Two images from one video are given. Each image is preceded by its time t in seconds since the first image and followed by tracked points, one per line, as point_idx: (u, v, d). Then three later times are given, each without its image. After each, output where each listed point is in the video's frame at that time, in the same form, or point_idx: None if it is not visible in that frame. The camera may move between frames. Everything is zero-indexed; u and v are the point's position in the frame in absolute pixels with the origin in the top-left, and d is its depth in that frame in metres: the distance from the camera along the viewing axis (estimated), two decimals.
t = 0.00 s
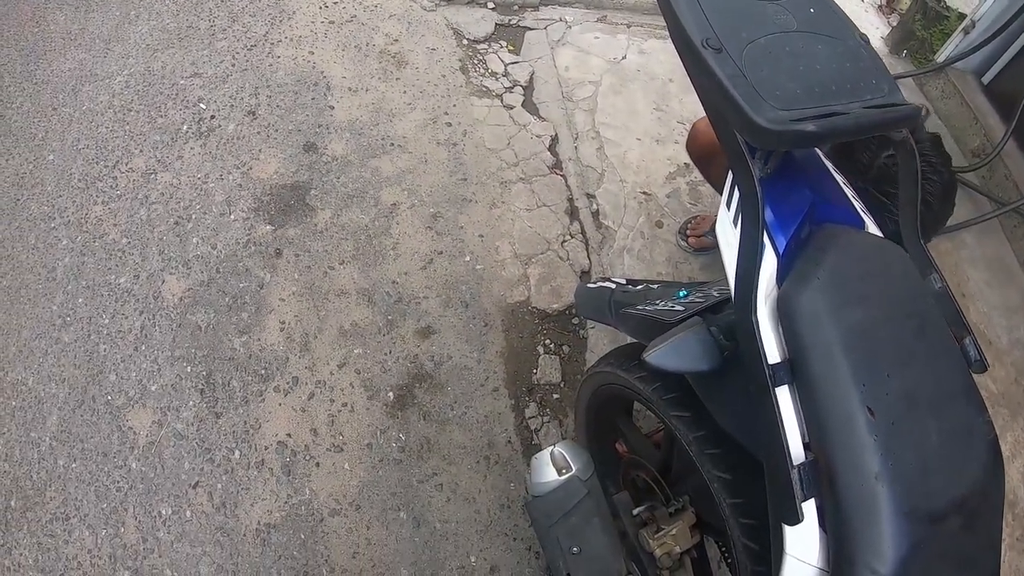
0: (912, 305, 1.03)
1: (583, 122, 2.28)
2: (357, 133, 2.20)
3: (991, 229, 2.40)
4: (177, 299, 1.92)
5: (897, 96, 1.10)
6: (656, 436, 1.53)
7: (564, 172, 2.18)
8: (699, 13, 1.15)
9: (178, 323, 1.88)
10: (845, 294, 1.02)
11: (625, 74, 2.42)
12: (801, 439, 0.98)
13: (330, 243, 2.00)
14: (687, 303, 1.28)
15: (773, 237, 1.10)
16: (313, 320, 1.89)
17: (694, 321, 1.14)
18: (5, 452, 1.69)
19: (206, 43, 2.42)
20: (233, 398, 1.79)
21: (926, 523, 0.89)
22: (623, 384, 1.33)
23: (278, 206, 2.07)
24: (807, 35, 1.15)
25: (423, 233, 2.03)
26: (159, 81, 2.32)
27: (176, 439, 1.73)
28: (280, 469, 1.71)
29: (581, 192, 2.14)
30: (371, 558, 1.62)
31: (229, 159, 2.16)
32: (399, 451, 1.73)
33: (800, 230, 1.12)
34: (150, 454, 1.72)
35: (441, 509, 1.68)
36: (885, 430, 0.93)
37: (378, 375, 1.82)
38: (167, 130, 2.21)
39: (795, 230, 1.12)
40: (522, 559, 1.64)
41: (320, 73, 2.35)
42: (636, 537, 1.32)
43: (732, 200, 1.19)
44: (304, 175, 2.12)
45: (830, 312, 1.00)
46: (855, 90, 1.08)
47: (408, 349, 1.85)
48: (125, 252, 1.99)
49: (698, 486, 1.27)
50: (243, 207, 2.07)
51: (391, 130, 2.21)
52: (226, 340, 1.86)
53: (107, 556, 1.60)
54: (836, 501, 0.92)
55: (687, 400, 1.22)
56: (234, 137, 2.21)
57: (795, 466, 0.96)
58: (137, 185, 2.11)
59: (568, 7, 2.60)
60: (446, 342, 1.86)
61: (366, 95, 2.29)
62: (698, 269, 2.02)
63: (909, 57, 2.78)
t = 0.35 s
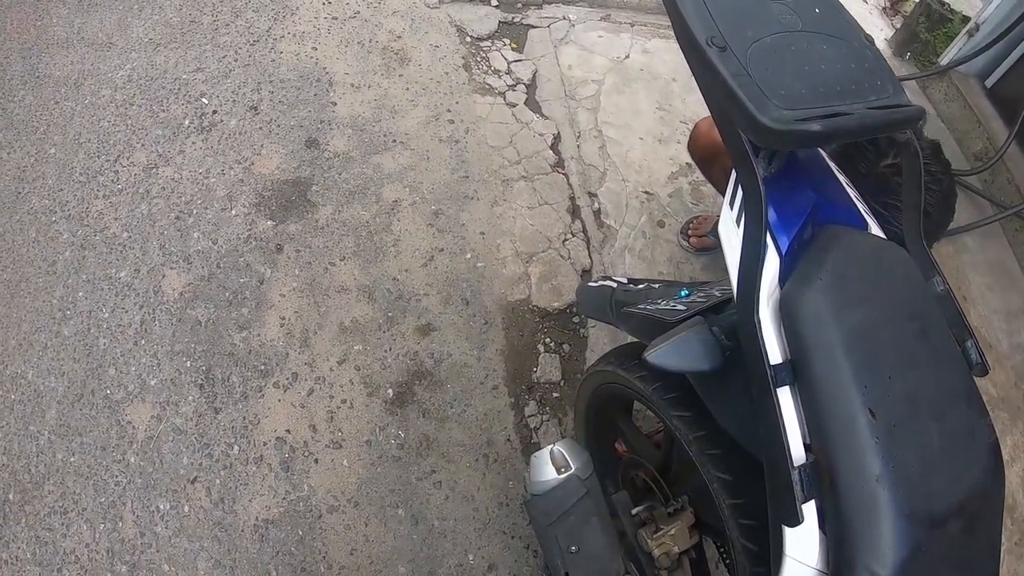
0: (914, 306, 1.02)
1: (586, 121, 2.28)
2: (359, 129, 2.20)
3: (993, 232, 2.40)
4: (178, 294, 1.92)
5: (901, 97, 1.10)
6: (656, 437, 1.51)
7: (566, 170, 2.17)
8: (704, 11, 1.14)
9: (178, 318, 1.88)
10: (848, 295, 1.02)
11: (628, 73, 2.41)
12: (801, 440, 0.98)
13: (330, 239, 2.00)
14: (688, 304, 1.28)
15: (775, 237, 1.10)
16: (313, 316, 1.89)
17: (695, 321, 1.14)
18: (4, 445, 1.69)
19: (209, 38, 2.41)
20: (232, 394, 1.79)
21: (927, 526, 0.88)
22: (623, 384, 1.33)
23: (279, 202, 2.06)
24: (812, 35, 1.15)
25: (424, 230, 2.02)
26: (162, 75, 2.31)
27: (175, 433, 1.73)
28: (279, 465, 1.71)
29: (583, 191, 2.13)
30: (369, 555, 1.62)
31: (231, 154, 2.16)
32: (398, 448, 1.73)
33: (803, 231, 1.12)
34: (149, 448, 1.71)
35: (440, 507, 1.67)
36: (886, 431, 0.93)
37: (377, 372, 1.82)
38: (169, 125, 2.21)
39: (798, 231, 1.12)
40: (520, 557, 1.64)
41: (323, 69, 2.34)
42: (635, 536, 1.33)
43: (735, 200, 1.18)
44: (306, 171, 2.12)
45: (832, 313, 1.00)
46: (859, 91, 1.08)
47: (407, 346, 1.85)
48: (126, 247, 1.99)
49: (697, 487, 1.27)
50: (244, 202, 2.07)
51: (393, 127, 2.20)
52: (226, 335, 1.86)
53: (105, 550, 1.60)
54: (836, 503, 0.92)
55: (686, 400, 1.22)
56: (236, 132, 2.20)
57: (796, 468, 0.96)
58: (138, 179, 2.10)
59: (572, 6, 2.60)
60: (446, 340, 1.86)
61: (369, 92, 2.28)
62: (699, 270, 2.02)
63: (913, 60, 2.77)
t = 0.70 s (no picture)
0: (914, 315, 1.02)
1: (587, 122, 2.27)
2: (359, 128, 2.19)
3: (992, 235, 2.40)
4: (177, 293, 1.91)
5: (904, 104, 1.09)
6: (656, 439, 1.53)
7: (567, 171, 2.17)
8: (707, 16, 1.14)
9: (177, 317, 1.88)
10: (849, 303, 1.02)
11: (630, 74, 2.41)
12: (801, 448, 0.98)
13: (330, 239, 1.99)
14: (689, 308, 1.27)
15: (777, 244, 1.10)
16: (312, 316, 1.88)
17: (697, 328, 1.13)
18: (2, 443, 1.68)
19: (209, 37, 2.41)
20: (231, 393, 1.78)
21: (927, 534, 0.88)
22: (623, 387, 1.33)
23: (279, 201, 2.06)
24: (815, 41, 1.14)
25: (423, 230, 2.01)
26: (162, 73, 2.31)
27: (174, 433, 1.73)
28: (277, 465, 1.70)
29: (584, 191, 2.13)
30: (367, 556, 1.62)
31: (231, 153, 2.15)
32: (397, 449, 1.73)
33: (805, 238, 1.11)
34: (147, 448, 1.71)
35: (438, 508, 1.67)
36: (887, 441, 0.92)
37: (376, 373, 1.81)
38: (169, 123, 2.21)
39: (800, 237, 1.11)
40: (519, 559, 1.64)
41: (323, 68, 2.34)
42: (633, 540, 1.33)
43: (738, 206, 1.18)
44: (305, 170, 2.11)
45: (834, 321, 1.00)
46: (862, 98, 1.07)
47: (406, 347, 1.84)
48: (125, 245, 1.98)
49: (696, 491, 1.27)
50: (244, 201, 2.06)
51: (394, 126, 2.19)
52: (225, 335, 1.86)
53: (104, 549, 1.60)
54: (837, 512, 0.92)
55: (687, 404, 1.22)
56: (236, 131, 2.20)
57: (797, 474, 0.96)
58: (138, 177, 2.10)
59: (573, 6, 2.59)
60: (446, 341, 1.85)
61: (370, 91, 2.27)
62: (700, 272, 2.01)
63: (915, 62, 2.77)
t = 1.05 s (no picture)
0: (912, 321, 1.02)
1: (585, 123, 2.26)
2: (356, 128, 2.17)
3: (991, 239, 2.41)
4: (172, 293, 1.90)
5: (904, 108, 1.09)
6: (652, 442, 1.52)
7: (565, 172, 2.16)
8: (706, 17, 1.13)
9: (172, 317, 1.87)
10: (848, 309, 1.01)
11: (629, 75, 2.40)
12: (798, 456, 0.96)
13: (326, 239, 1.97)
14: (686, 312, 1.26)
15: (776, 248, 1.09)
16: (308, 317, 1.87)
17: (693, 332, 1.12)
18: None
19: (207, 35, 2.40)
20: (226, 394, 1.77)
21: (925, 542, 0.87)
22: (619, 391, 1.32)
23: (275, 201, 2.05)
24: (816, 43, 1.13)
25: (420, 231, 2.00)
26: (160, 71, 2.30)
27: (169, 433, 1.72)
28: (272, 466, 1.70)
29: (582, 193, 2.12)
30: (362, 558, 1.61)
31: (227, 152, 2.14)
32: (392, 451, 1.72)
33: (803, 242, 1.11)
34: (142, 448, 1.70)
35: (433, 510, 1.66)
36: (885, 448, 0.91)
37: (372, 374, 1.80)
38: (166, 122, 2.20)
39: (798, 241, 1.11)
40: (514, 562, 1.63)
41: (321, 67, 2.33)
42: (629, 544, 1.32)
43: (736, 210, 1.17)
44: (302, 169, 2.10)
45: (832, 327, 0.99)
46: (863, 101, 1.07)
47: (402, 348, 1.83)
48: (121, 245, 1.97)
49: (692, 495, 1.26)
50: (240, 201, 2.05)
51: (391, 126, 2.17)
52: (220, 336, 1.85)
53: (98, 550, 1.58)
54: (834, 520, 0.91)
55: (683, 409, 1.21)
56: (233, 130, 2.19)
57: (793, 483, 0.94)
58: (135, 176, 2.09)
59: (572, 6, 2.58)
60: (442, 342, 1.84)
61: (367, 90, 2.26)
62: (697, 274, 2.00)
63: (914, 65, 2.76)
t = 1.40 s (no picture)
0: (901, 322, 1.00)
1: (573, 120, 2.24)
2: (342, 128, 2.15)
3: (984, 234, 2.40)
4: (157, 297, 1.88)
5: (893, 102, 1.06)
6: (640, 444, 1.51)
7: (553, 170, 2.14)
8: (688, 13, 1.11)
9: (157, 321, 1.85)
10: (834, 310, 0.99)
11: (617, 72, 2.37)
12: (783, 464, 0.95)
13: (312, 240, 1.95)
14: (670, 314, 1.24)
15: (760, 248, 1.07)
16: (293, 319, 1.85)
17: (676, 335, 1.10)
18: None
19: (192, 35, 2.38)
20: (211, 398, 1.75)
21: (915, 550, 0.87)
22: (605, 392, 1.31)
23: (261, 202, 2.03)
24: (802, 36, 1.11)
25: (406, 231, 1.97)
26: (145, 72, 2.28)
27: (154, 438, 1.70)
28: (258, 470, 1.68)
29: (570, 191, 2.10)
30: (350, 562, 1.59)
31: (212, 154, 2.12)
32: (379, 454, 1.70)
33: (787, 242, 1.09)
34: (128, 454, 1.68)
35: (421, 513, 1.64)
36: (873, 455, 0.90)
37: (358, 376, 1.78)
38: (151, 124, 2.17)
39: (784, 240, 1.09)
40: (503, 565, 1.61)
41: (306, 66, 2.30)
42: (618, 548, 1.31)
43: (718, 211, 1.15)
44: (287, 170, 2.08)
45: (818, 330, 0.97)
46: (849, 95, 1.04)
47: (388, 349, 1.81)
48: (106, 248, 1.95)
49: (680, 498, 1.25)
50: (225, 203, 2.03)
51: (378, 126, 2.15)
52: (206, 339, 1.83)
53: (85, 557, 1.56)
54: (819, 527, 0.90)
55: (670, 410, 1.19)
56: (218, 131, 2.17)
57: (778, 492, 0.92)
58: (119, 179, 2.07)
59: (559, 3, 2.56)
60: (429, 343, 1.82)
61: (353, 89, 2.23)
62: (686, 272, 1.98)
63: (905, 59, 2.74)
